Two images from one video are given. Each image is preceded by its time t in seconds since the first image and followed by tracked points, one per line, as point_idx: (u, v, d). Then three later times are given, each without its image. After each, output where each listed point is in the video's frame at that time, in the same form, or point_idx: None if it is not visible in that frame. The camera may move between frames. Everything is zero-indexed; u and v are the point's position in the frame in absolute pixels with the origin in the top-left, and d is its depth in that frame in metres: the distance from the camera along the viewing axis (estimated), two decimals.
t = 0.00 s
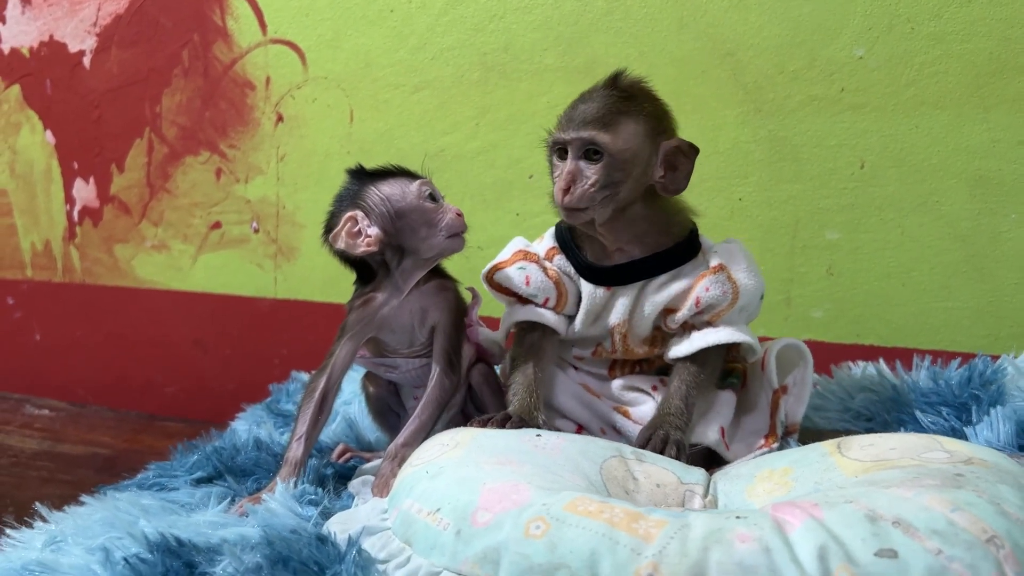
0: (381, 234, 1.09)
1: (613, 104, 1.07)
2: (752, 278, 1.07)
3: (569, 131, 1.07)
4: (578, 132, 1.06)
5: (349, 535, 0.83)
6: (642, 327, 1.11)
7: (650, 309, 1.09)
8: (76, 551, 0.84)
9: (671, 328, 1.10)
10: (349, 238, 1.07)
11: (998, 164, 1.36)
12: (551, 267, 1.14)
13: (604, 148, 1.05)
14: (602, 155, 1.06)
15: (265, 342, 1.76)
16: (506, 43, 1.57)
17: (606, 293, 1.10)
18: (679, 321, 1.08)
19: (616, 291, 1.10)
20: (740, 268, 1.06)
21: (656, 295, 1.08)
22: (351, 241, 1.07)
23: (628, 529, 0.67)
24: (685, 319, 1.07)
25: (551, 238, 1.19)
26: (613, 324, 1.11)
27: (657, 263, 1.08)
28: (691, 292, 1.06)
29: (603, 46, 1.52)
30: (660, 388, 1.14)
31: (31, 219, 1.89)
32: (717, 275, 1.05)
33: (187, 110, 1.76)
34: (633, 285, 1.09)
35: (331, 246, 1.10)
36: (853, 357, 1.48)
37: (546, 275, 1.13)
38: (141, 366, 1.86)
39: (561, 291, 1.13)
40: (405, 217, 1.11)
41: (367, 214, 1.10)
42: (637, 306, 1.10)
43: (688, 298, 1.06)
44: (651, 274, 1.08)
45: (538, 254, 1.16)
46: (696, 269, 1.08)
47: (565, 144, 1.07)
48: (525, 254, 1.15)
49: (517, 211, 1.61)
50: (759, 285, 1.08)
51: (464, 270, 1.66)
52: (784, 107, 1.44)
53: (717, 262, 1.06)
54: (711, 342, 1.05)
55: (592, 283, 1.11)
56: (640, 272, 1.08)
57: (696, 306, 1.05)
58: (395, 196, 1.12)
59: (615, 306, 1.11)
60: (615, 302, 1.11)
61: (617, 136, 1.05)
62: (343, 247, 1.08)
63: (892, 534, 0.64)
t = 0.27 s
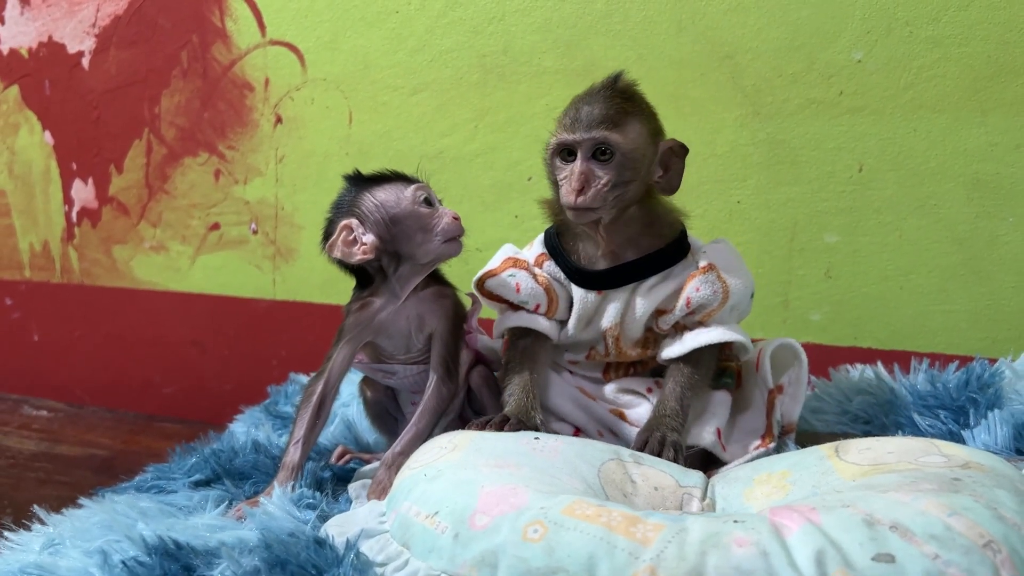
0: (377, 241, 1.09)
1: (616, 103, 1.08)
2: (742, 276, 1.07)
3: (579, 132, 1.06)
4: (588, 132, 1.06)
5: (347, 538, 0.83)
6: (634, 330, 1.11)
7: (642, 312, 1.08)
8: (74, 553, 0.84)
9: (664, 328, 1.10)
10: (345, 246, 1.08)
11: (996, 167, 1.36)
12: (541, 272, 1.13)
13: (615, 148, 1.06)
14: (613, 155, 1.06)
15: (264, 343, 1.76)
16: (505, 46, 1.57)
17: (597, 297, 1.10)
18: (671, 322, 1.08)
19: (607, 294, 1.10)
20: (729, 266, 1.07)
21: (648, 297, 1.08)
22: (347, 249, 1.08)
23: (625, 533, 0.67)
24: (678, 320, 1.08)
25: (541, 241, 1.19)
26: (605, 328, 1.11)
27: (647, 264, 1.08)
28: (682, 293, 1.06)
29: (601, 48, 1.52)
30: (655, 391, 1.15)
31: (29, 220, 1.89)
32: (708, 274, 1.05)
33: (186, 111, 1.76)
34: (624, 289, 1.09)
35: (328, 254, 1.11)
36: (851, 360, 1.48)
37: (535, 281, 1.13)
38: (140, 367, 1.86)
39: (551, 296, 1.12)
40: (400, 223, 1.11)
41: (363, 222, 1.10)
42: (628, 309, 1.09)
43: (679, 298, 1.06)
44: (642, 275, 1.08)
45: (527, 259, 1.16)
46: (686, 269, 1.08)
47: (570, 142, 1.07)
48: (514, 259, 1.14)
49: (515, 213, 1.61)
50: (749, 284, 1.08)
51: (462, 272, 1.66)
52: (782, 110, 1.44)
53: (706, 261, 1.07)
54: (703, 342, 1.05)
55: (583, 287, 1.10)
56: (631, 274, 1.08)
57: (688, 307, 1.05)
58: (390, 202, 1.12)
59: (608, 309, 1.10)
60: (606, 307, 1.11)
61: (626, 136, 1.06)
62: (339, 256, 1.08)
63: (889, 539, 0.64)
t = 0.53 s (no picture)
0: (374, 242, 1.09)
1: (576, 113, 1.09)
2: (743, 279, 1.07)
3: (537, 146, 1.09)
4: (544, 144, 1.08)
5: (342, 539, 0.82)
6: (634, 332, 1.11)
7: (641, 315, 1.09)
8: (67, 553, 0.84)
9: (664, 331, 1.10)
10: (342, 246, 1.07)
11: (993, 169, 1.36)
12: (539, 276, 1.14)
13: (571, 153, 1.06)
14: (571, 160, 1.06)
15: (260, 343, 1.76)
16: (503, 46, 1.57)
17: (597, 300, 1.11)
18: (671, 325, 1.08)
19: (607, 297, 1.10)
20: (730, 270, 1.06)
21: (648, 300, 1.08)
22: (344, 249, 1.07)
23: (621, 534, 0.67)
24: (678, 323, 1.07)
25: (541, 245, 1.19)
26: (605, 330, 1.11)
27: (646, 268, 1.09)
28: (683, 296, 1.06)
29: (599, 48, 1.52)
30: (653, 392, 1.14)
31: (25, 219, 1.88)
32: (709, 278, 1.05)
33: (183, 111, 1.76)
34: (624, 291, 1.10)
35: (324, 254, 1.10)
36: (848, 361, 1.48)
37: (534, 284, 1.13)
38: (136, 366, 1.85)
39: (550, 299, 1.13)
40: (399, 225, 1.11)
41: (360, 222, 1.10)
42: (629, 312, 1.10)
43: (680, 301, 1.06)
44: (642, 279, 1.09)
45: (526, 262, 1.17)
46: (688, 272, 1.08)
47: (534, 157, 1.09)
48: (513, 262, 1.15)
49: (513, 213, 1.60)
50: (751, 288, 1.08)
51: (459, 272, 1.66)
52: (780, 111, 1.44)
53: (708, 264, 1.06)
54: (703, 345, 1.06)
55: (583, 290, 1.11)
56: (631, 277, 1.09)
57: (688, 310, 1.05)
58: (389, 203, 1.11)
59: (608, 313, 1.11)
60: (606, 309, 1.11)
61: (582, 141, 1.07)
62: (336, 256, 1.07)
63: (885, 540, 0.64)
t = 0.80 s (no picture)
0: (371, 246, 1.08)
1: (556, 120, 1.10)
2: (736, 279, 1.06)
3: (517, 156, 1.11)
4: (523, 153, 1.10)
5: (337, 541, 0.82)
6: (628, 335, 1.10)
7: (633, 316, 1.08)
8: (62, 555, 0.83)
9: (657, 333, 1.09)
10: (339, 250, 1.06)
11: (991, 170, 1.36)
12: (531, 279, 1.14)
13: (548, 162, 1.07)
14: (548, 168, 1.07)
15: (257, 343, 1.75)
16: (501, 46, 1.57)
17: (589, 303, 1.10)
18: (664, 326, 1.07)
19: (599, 300, 1.10)
20: (722, 270, 1.06)
21: (640, 301, 1.07)
22: (341, 253, 1.07)
23: (618, 537, 0.67)
24: (671, 325, 1.07)
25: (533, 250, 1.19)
26: (598, 332, 1.11)
27: (639, 270, 1.08)
28: (675, 298, 1.05)
29: (597, 49, 1.52)
30: (649, 394, 1.14)
31: (22, 219, 1.88)
32: (701, 279, 1.04)
33: (180, 110, 1.75)
34: (616, 294, 1.09)
35: (320, 257, 1.10)
36: (847, 362, 1.48)
37: (525, 288, 1.12)
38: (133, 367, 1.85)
39: (542, 303, 1.12)
40: (395, 228, 1.10)
41: (357, 226, 1.09)
42: (622, 314, 1.10)
43: (672, 303, 1.05)
44: (634, 280, 1.08)
45: (518, 266, 1.16)
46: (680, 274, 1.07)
47: (516, 166, 1.10)
48: (505, 266, 1.15)
49: (511, 214, 1.60)
50: (744, 287, 1.07)
51: (457, 272, 1.66)
52: (778, 112, 1.44)
53: (700, 265, 1.06)
54: (697, 346, 1.04)
55: (575, 293, 1.11)
56: (624, 278, 1.08)
57: (680, 312, 1.04)
58: (386, 206, 1.11)
59: (601, 316, 1.10)
60: (600, 312, 1.11)
61: (559, 149, 1.08)
62: (333, 260, 1.07)
63: (884, 544, 0.63)
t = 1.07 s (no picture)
0: (356, 252, 1.08)
1: (527, 136, 1.11)
2: (720, 279, 1.06)
3: (485, 165, 1.12)
4: (491, 164, 1.11)
5: (330, 542, 0.82)
6: (618, 335, 1.11)
7: (621, 317, 1.09)
8: (54, 556, 0.83)
9: (645, 334, 1.10)
10: (324, 259, 1.06)
11: (988, 173, 1.36)
12: (517, 283, 1.14)
13: (511, 177, 1.08)
14: (511, 184, 1.09)
15: (253, 344, 1.75)
16: (498, 47, 1.57)
17: (574, 305, 1.11)
18: (652, 328, 1.08)
19: (584, 302, 1.10)
20: (707, 270, 1.06)
21: (625, 303, 1.08)
22: (326, 262, 1.06)
23: (611, 539, 0.67)
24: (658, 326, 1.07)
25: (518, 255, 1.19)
26: (589, 334, 1.12)
27: (622, 272, 1.08)
28: (660, 299, 1.06)
29: (594, 50, 1.51)
30: (643, 396, 1.15)
31: (18, 219, 1.88)
32: (685, 280, 1.05)
33: (177, 110, 1.75)
34: (601, 295, 1.09)
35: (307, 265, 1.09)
36: (843, 364, 1.47)
37: (511, 291, 1.13)
38: (129, 367, 1.85)
39: (528, 306, 1.13)
40: (380, 233, 1.09)
41: (342, 232, 1.09)
42: (608, 315, 1.10)
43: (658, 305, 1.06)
44: (618, 282, 1.09)
45: (504, 270, 1.16)
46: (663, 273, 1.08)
47: (483, 176, 1.12)
48: (490, 270, 1.15)
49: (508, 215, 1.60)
50: (731, 285, 1.08)
51: (453, 273, 1.66)
52: (775, 114, 1.44)
53: (684, 265, 1.06)
54: (685, 346, 1.05)
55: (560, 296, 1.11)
56: (607, 282, 1.09)
57: (666, 314, 1.05)
58: (369, 211, 1.10)
59: (587, 317, 1.11)
60: (585, 313, 1.11)
61: (525, 165, 1.08)
62: (319, 269, 1.06)
63: (877, 547, 0.63)
